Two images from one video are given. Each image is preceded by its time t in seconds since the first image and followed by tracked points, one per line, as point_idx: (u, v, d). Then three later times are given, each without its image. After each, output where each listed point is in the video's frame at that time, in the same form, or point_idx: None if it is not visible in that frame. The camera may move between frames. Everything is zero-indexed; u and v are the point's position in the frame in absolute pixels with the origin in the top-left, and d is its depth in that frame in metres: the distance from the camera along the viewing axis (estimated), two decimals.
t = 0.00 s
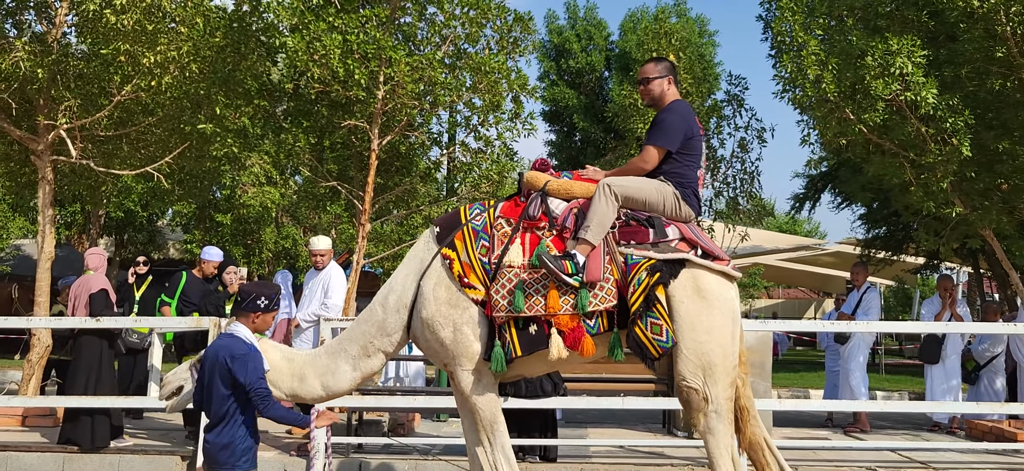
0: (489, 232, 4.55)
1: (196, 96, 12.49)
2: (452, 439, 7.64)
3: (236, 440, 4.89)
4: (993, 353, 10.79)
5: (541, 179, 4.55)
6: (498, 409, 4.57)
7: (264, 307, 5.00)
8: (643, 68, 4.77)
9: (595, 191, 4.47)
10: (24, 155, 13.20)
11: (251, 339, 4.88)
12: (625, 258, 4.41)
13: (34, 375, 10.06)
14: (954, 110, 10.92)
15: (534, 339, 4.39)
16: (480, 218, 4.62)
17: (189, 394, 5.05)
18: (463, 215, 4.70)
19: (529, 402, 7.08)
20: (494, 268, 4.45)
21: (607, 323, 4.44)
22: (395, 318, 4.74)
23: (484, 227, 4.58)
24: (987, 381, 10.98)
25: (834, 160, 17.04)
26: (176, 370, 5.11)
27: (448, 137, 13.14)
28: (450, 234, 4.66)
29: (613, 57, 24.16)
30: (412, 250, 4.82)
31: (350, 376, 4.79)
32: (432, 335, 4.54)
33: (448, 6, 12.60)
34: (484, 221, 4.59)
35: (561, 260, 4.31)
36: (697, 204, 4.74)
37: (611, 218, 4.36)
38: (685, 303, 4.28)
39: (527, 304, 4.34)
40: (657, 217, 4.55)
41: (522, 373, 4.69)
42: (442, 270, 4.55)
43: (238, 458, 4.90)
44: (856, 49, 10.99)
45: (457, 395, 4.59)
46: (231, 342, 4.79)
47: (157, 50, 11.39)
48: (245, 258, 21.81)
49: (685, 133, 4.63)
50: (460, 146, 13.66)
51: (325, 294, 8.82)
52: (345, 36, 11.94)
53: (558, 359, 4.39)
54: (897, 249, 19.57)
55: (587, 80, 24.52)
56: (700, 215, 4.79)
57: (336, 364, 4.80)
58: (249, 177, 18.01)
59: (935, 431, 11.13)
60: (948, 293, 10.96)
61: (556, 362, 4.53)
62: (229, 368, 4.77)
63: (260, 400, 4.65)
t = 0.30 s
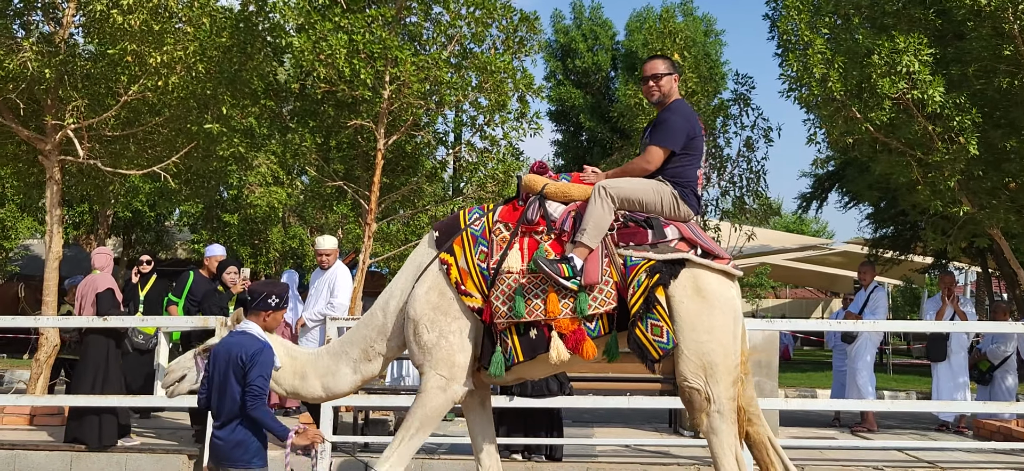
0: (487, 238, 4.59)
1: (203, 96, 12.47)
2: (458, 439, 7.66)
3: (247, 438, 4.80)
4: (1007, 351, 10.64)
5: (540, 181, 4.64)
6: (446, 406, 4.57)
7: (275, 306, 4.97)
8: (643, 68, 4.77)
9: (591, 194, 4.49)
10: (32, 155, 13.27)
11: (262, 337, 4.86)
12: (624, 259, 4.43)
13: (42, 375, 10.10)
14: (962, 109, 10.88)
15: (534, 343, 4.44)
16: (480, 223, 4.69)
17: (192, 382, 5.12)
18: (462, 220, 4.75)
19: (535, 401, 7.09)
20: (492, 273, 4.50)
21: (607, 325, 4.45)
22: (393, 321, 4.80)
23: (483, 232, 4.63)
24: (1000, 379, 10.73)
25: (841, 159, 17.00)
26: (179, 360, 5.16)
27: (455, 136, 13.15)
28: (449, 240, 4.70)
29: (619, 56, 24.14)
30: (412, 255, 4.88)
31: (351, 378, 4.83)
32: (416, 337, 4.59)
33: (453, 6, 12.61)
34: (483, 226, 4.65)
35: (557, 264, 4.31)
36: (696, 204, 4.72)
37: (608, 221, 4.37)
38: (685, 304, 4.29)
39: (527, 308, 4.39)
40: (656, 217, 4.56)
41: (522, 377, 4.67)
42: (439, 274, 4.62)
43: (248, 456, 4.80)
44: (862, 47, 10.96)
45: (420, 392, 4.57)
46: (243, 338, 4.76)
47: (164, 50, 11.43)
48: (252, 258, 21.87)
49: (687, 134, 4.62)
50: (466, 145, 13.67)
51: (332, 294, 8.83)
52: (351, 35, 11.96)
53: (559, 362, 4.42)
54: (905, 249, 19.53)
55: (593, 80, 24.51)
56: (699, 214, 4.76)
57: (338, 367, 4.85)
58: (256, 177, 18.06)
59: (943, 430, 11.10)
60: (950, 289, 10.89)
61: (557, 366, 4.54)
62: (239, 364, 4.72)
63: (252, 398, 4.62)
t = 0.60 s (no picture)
0: (483, 235, 4.65)
1: (205, 98, 12.44)
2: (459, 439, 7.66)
3: (242, 436, 4.82)
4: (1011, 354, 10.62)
5: (535, 179, 4.65)
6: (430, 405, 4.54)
7: (272, 304, 4.99)
8: (644, 67, 4.77)
9: (588, 192, 4.52)
10: (35, 157, 13.30)
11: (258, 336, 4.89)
12: (619, 258, 4.44)
13: (45, 376, 10.09)
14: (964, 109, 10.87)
15: (529, 342, 4.47)
16: (476, 222, 4.74)
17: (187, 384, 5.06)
18: (459, 218, 4.83)
19: (536, 402, 7.10)
20: (487, 272, 4.53)
21: (601, 324, 4.48)
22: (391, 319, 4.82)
23: (479, 230, 4.69)
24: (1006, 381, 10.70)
25: (843, 159, 16.99)
26: (173, 360, 5.10)
27: (456, 137, 13.17)
28: (446, 237, 4.78)
29: (620, 57, 24.15)
30: (409, 253, 4.93)
31: (350, 377, 4.82)
32: (409, 333, 4.61)
33: (455, 7, 12.62)
34: (479, 224, 4.71)
35: (552, 261, 4.35)
36: (695, 203, 4.76)
37: (603, 219, 4.40)
38: (681, 304, 4.28)
39: (520, 307, 4.41)
40: (652, 216, 4.59)
41: (519, 375, 4.70)
42: (435, 272, 4.65)
43: (243, 454, 4.82)
44: (864, 48, 10.94)
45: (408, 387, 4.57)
46: (238, 336, 4.79)
47: (166, 51, 11.45)
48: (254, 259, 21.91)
49: (698, 130, 4.66)
50: (468, 146, 13.69)
51: (334, 294, 8.84)
52: (353, 36, 11.96)
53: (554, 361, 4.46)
54: (908, 249, 19.52)
55: (595, 81, 24.50)
56: (697, 215, 4.84)
57: (337, 366, 4.84)
58: (258, 178, 18.09)
59: (946, 431, 11.08)
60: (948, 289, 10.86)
61: (550, 365, 4.58)
62: (233, 362, 4.75)
63: (246, 395, 4.63)
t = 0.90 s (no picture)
0: (476, 238, 4.67)
1: (205, 100, 12.44)
2: (460, 442, 7.66)
3: (236, 442, 4.86)
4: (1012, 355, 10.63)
5: (530, 182, 4.72)
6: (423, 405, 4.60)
7: (263, 307, 5.04)
8: (645, 69, 4.77)
9: (580, 196, 4.52)
10: (35, 160, 13.32)
11: (250, 340, 4.92)
12: (610, 262, 4.44)
13: (45, 379, 10.08)
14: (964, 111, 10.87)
15: (518, 346, 4.49)
16: (470, 224, 4.75)
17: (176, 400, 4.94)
18: (454, 220, 4.84)
19: (536, 404, 7.10)
20: (479, 274, 4.55)
21: (592, 328, 4.49)
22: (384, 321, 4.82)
23: (472, 232, 4.70)
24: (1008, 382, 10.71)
25: (844, 161, 16.99)
26: (161, 377, 4.95)
27: (457, 139, 13.18)
28: (439, 238, 4.79)
29: (620, 59, 24.17)
30: (404, 254, 4.94)
31: (347, 381, 4.83)
32: (398, 331, 4.65)
33: (455, 9, 12.62)
34: (473, 226, 4.72)
35: (542, 265, 4.38)
36: (691, 207, 4.73)
37: (595, 225, 4.40)
38: (674, 310, 4.29)
39: (511, 312, 4.44)
40: (645, 220, 4.59)
41: (512, 378, 4.73)
42: (428, 274, 4.68)
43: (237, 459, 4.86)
44: (864, 50, 10.94)
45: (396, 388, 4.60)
46: (231, 341, 4.81)
47: (166, 54, 11.46)
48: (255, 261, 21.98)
49: (697, 133, 4.65)
50: (469, 149, 13.71)
51: (334, 297, 8.83)
52: (353, 39, 11.98)
53: (537, 366, 4.46)
54: (908, 251, 19.52)
55: (595, 83, 24.52)
56: (693, 219, 4.81)
57: (333, 370, 4.84)
58: (258, 180, 18.13)
59: (946, 432, 11.09)
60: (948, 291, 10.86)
61: (540, 369, 4.59)
62: (227, 367, 4.77)
63: (241, 401, 4.66)
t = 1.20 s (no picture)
0: (472, 241, 4.68)
1: (205, 102, 12.42)
2: (459, 443, 7.66)
3: (229, 445, 4.92)
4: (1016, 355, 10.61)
5: (525, 185, 4.75)
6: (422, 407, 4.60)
7: (253, 309, 5.12)
8: (644, 69, 4.78)
9: (573, 202, 4.52)
10: (35, 161, 13.33)
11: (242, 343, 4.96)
12: (604, 268, 4.46)
13: (45, 380, 10.07)
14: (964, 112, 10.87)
15: (512, 351, 4.47)
16: (466, 226, 4.77)
17: (169, 407, 4.96)
18: (451, 222, 4.86)
19: (536, 406, 7.10)
20: (474, 278, 4.56)
21: (587, 334, 4.50)
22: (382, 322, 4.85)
23: (468, 235, 4.72)
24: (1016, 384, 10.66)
25: (844, 162, 16.99)
26: (153, 384, 4.96)
27: (456, 141, 13.17)
28: (436, 240, 4.80)
29: (620, 60, 24.18)
30: (401, 256, 4.95)
31: (345, 383, 4.83)
32: (396, 332, 4.66)
33: (455, 10, 12.63)
34: (469, 229, 4.74)
35: (533, 272, 4.41)
36: (686, 210, 4.73)
37: (589, 232, 4.41)
38: (668, 317, 4.27)
39: (504, 317, 4.43)
40: (640, 226, 4.60)
41: (507, 380, 4.71)
42: (424, 275, 4.69)
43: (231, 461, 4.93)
44: (864, 51, 10.94)
45: (398, 389, 4.60)
46: (222, 344, 4.86)
47: (166, 55, 11.45)
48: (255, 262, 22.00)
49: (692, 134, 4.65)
50: (469, 150, 13.72)
51: (334, 299, 8.82)
52: (353, 40, 11.99)
53: (535, 371, 4.44)
54: (908, 252, 19.53)
55: (595, 84, 24.54)
56: (688, 222, 4.81)
57: (329, 372, 4.83)
58: (258, 181, 18.16)
59: (947, 433, 11.08)
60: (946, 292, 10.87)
61: (533, 375, 4.57)
62: (218, 370, 4.82)
63: (232, 405, 4.69)
